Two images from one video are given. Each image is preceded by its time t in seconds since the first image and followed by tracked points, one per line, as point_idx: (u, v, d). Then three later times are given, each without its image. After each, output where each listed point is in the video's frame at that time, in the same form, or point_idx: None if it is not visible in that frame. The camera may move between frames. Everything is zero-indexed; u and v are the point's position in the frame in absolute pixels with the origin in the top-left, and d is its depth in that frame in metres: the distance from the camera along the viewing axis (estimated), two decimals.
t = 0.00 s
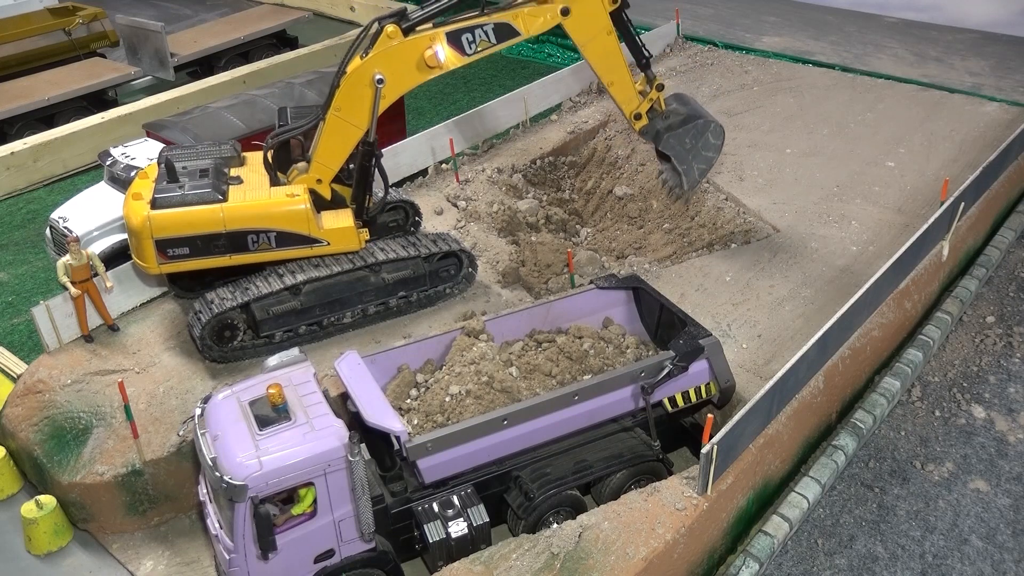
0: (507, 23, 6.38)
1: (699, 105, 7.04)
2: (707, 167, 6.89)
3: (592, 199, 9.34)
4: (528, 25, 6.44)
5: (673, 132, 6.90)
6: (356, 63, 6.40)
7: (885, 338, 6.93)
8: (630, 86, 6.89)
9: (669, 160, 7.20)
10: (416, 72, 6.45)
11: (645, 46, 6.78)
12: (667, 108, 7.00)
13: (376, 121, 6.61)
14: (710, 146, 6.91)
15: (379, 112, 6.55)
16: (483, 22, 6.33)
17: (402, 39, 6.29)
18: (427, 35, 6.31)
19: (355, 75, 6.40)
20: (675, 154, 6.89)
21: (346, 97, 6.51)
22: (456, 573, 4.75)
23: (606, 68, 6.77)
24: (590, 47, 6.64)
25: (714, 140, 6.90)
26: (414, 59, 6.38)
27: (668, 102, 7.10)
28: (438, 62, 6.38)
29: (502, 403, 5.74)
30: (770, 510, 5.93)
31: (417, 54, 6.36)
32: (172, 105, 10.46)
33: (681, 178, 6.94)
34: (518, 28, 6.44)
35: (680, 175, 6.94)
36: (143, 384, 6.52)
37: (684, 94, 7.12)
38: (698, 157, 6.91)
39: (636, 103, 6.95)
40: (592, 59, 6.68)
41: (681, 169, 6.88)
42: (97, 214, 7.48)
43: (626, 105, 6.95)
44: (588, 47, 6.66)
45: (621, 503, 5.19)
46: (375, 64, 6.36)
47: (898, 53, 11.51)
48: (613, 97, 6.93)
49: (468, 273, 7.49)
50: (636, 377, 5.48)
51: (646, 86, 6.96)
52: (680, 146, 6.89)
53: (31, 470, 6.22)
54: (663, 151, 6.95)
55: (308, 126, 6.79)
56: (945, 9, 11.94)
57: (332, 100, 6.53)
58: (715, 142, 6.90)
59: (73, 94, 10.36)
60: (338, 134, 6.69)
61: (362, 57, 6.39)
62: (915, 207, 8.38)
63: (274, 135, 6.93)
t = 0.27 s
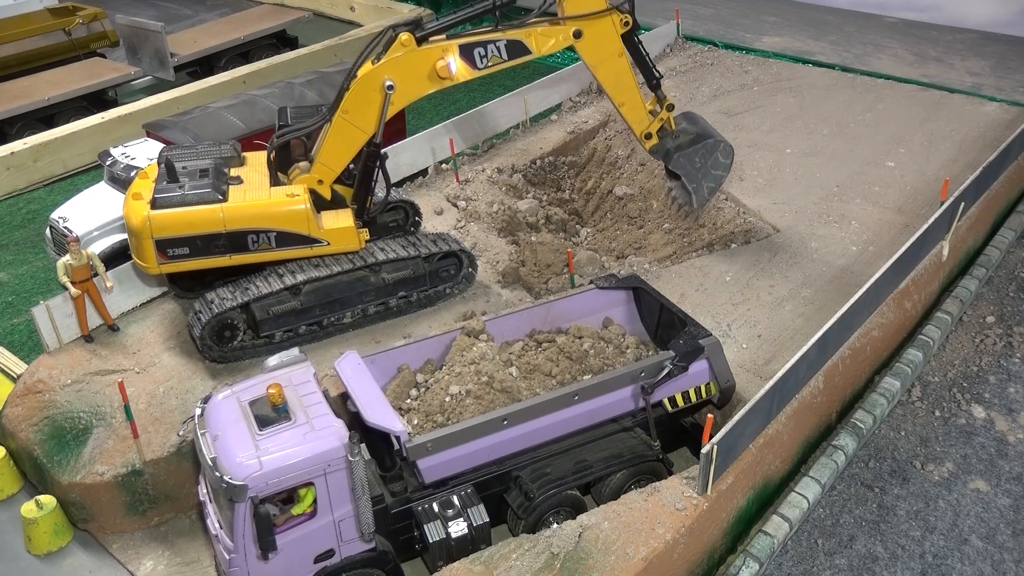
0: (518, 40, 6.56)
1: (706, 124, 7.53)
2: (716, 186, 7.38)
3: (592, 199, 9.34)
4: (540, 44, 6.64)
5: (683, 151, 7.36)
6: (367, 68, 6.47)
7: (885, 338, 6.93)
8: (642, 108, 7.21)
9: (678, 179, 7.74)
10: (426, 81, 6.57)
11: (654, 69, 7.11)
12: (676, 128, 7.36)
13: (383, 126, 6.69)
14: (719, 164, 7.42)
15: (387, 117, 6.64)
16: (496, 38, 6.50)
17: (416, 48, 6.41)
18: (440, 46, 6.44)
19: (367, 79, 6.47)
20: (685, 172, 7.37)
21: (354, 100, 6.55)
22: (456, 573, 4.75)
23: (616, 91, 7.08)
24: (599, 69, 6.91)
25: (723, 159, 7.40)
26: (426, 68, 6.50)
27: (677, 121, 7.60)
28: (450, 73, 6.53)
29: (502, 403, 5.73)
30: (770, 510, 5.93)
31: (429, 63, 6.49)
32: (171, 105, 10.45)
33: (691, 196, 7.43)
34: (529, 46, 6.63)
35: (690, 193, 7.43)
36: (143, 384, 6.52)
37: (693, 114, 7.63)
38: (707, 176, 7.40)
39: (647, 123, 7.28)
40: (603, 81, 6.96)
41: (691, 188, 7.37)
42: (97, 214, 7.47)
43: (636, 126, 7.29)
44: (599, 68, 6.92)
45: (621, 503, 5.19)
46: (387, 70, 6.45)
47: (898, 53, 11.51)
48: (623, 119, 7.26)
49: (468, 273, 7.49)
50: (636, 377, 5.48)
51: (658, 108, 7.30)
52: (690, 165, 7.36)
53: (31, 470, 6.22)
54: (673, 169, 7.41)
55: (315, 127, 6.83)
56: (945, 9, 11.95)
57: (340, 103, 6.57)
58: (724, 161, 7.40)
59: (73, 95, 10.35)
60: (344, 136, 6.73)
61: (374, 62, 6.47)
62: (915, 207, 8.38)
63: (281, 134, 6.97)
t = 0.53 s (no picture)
0: (530, 60, 6.70)
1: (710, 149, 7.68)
2: (719, 210, 7.55)
3: (592, 199, 9.33)
4: (550, 66, 6.79)
5: (688, 176, 7.52)
6: (378, 74, 6.54)
7: (885, 338, 6.93)
8: (648, 132, 7.33)
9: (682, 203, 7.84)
10: (436, 91, 6.67)
11: (662, 94, 7.23)
12: (682, 151, 7.54)
13: (390, 131, 6.75)
14: (722, 189, 7.58)
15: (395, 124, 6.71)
16: (509, 56, 6.65)
17: (429, 59, 6.51)
18: (453, 59, 6.56)
19: (377, 85, 6.54)
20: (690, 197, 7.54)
21: (364, 105, 6.61)
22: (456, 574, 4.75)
23: (625, 115, 7.20)
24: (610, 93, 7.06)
25: (727, 184, 7.56)
26: (437, 79, 6.61)
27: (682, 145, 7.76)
28: (461, 86, 6.64)
29: (502, 403, 5.73)
30: (770, 510, 5.93)
31: (441, 76, 6.60)
32: (171, 105, 10.45)
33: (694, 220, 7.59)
34: (540, 67, 6.77)
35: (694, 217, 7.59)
36: (143, 384, 6.52)
37: (697, 138, 7.79)
38: (711, 201, 7.56)
39: (653, 147, 7.40)
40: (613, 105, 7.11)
41: (695, 213, 7.53)
42: (97, 215, 7.48)
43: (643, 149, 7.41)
44: (609, 92, 7.07)
45: (621, 503, 5.19)
46: (398, 78, 6.54)
47: (898, 53, 11.51)
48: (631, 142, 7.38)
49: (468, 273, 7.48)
50: (636, 377, 5.48)
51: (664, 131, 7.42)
52: (694, 189, 7.52)
53: (31, 470, 6.22)
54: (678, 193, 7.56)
55: (319, 130, 6.83)
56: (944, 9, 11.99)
57: (349, 106, 6.62)
58: (728, 186, 7.57)
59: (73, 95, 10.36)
60: (350, 139, 6.76)
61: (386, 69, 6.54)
62: (915, 207, 8.38)
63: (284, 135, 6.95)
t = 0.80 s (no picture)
0: (534, 70, 6.74)
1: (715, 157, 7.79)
2: (725, 218, 7.73)
3: (592, 199, 9.34)
4: (555, 77, 6.84)
5: (693, 184, 7.61)
6: (384, 77, 6.57)
7: (885, 338, 6.93)
8: (653, 142, 7.46)
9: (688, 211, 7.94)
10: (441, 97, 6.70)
11: (665, 104, 7.36)
12: (686, 159, 7.61)
13: (393, 134, 6.77)
14: (728, 197, 7.71)
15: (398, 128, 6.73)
16: (513, 65, 6.69)
17: (435, 65, 6.54)
18: (459, 65, 6.60)
19: (382, 89, 6.57)
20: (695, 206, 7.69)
21: (368, 107, 6.63)
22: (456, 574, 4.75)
23: (629, 126, 7.29)
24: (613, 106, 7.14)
25: (732, 192, 7.69)
26: (441, 85, 6.63)
27: (687, 154, 7.86)
28: (465, 93, 6.66)
29: (502, 403, 5.73)
30: (770, 510, 5.93)
31: (445, 82, 6.63)
32: (171, 105, 10.45)
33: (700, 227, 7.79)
34: (544, 78, 6.81)
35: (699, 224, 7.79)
36: (143, 384, 6.52)
37: (702, 147, 7.88)
38: (716, 209, 7.72)
39: (658, 156, 7.52)
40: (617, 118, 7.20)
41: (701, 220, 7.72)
42: (97, 215, 7.48)
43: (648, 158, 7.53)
44: (612, 105, 7.16)
45: (621, 503, 5.19)
46: (403, 83, 6.56)
47: (898, 53, 11.51)
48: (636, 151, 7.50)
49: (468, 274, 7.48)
50: (636, 377, 5.48)
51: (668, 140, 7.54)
52: (700, 198, 7.65)
53: (31, 470, 6.22)
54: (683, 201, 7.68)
55: (321, 131, 6.82)
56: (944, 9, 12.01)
57: (353, 108, 6.63)
58: (733, 194, 7.69)
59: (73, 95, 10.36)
60: (352, 140, 6.76)
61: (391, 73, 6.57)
62: (915, 207, 8.38)
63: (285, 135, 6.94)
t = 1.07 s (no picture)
0: (533, 70, 6.73)
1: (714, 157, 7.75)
2: (724, 215, 7.66)
3: (592, 198, 9.35)
4: (554, 76, 6.83)
5: (692, 183, 7.56)
6: (384, 77, 6.56)
7: (885, 338, 6.93)
8: (652, 141, 7.40)
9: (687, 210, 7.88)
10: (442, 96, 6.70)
11: (665, 104, 7.35)
12: (685, 159, 7.58)
13: (394, 134, 6.77)
14: (727, 195, 7.67)
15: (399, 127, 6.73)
16: (513, 65, 6.68)
17: (435, 64, 6.54)
18: (459, 65, 6.60)
19: (383, 89, 6.56)
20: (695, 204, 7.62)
21: (369, 107, 6.62)
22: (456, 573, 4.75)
23: (629, 125, 7.24)
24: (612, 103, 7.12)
25: (731, 190, 7.65)
26: (442, 84, 6.64)
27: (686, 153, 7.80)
28: (466, 92, 6.67)
29: (502, 403, 5.73)
30: (770, 510, 5.93)
31: (446, 82, 6.64)
32: (171, 105, 10.45)
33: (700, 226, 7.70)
34: (544, 78, 6.80)
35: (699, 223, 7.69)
36: (143, 384, 6.52)
37: (700, 147, 7.84)
38: (715, 207, 7.66)
39: (657, 155, 7.47)
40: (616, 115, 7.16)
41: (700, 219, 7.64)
42: (97, 215, 7.48)
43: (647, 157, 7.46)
44: (611, 103, 7.13)
45: (621, 503, 5.19)
46: (404, 82, 6.56)
47: (898, 53, 11.51)
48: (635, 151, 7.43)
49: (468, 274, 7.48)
50: (636, 377, 5.48)
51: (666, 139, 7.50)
52: (700, 197, 7.59)
53: (31, 470, 6.22)
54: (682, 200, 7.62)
55: (321, 131, 6.81)
56: (944, 8, 12.01)
57: (354, 108, 6.63)
58: (732, 192, 7.66)
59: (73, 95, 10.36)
60: (353, 140, 6.76)
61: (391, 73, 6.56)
62: (915, 207, 8.38)
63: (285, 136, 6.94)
